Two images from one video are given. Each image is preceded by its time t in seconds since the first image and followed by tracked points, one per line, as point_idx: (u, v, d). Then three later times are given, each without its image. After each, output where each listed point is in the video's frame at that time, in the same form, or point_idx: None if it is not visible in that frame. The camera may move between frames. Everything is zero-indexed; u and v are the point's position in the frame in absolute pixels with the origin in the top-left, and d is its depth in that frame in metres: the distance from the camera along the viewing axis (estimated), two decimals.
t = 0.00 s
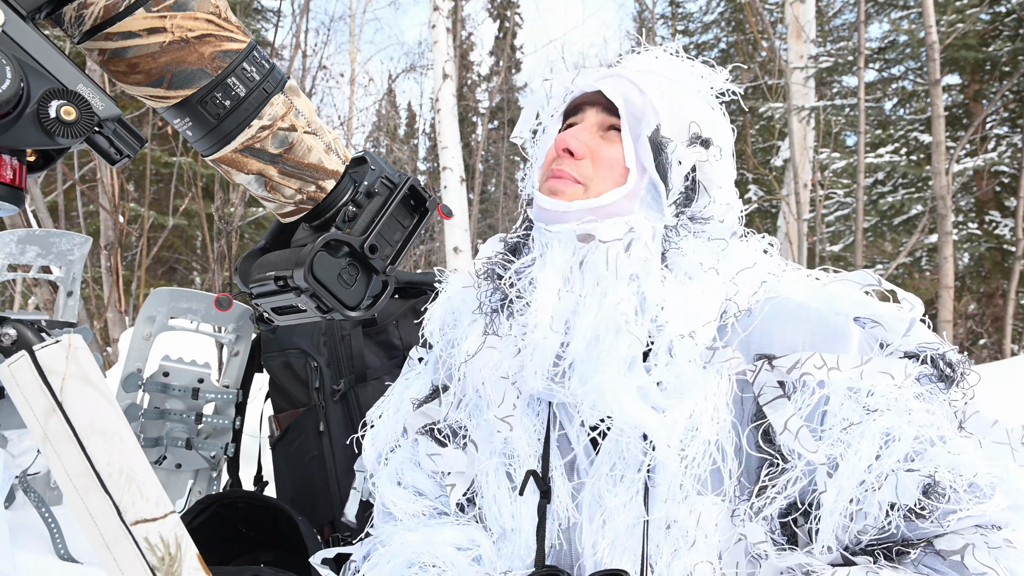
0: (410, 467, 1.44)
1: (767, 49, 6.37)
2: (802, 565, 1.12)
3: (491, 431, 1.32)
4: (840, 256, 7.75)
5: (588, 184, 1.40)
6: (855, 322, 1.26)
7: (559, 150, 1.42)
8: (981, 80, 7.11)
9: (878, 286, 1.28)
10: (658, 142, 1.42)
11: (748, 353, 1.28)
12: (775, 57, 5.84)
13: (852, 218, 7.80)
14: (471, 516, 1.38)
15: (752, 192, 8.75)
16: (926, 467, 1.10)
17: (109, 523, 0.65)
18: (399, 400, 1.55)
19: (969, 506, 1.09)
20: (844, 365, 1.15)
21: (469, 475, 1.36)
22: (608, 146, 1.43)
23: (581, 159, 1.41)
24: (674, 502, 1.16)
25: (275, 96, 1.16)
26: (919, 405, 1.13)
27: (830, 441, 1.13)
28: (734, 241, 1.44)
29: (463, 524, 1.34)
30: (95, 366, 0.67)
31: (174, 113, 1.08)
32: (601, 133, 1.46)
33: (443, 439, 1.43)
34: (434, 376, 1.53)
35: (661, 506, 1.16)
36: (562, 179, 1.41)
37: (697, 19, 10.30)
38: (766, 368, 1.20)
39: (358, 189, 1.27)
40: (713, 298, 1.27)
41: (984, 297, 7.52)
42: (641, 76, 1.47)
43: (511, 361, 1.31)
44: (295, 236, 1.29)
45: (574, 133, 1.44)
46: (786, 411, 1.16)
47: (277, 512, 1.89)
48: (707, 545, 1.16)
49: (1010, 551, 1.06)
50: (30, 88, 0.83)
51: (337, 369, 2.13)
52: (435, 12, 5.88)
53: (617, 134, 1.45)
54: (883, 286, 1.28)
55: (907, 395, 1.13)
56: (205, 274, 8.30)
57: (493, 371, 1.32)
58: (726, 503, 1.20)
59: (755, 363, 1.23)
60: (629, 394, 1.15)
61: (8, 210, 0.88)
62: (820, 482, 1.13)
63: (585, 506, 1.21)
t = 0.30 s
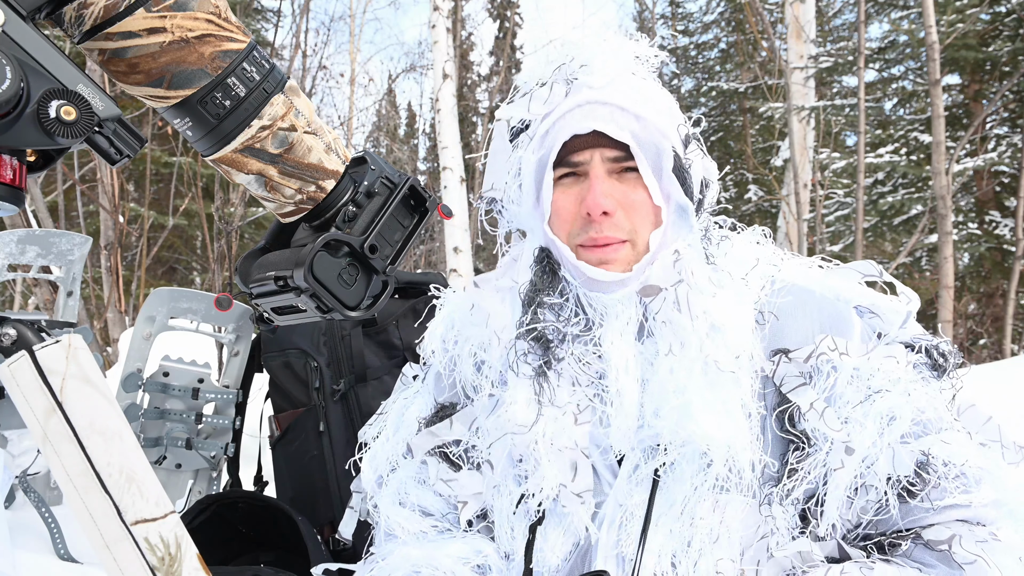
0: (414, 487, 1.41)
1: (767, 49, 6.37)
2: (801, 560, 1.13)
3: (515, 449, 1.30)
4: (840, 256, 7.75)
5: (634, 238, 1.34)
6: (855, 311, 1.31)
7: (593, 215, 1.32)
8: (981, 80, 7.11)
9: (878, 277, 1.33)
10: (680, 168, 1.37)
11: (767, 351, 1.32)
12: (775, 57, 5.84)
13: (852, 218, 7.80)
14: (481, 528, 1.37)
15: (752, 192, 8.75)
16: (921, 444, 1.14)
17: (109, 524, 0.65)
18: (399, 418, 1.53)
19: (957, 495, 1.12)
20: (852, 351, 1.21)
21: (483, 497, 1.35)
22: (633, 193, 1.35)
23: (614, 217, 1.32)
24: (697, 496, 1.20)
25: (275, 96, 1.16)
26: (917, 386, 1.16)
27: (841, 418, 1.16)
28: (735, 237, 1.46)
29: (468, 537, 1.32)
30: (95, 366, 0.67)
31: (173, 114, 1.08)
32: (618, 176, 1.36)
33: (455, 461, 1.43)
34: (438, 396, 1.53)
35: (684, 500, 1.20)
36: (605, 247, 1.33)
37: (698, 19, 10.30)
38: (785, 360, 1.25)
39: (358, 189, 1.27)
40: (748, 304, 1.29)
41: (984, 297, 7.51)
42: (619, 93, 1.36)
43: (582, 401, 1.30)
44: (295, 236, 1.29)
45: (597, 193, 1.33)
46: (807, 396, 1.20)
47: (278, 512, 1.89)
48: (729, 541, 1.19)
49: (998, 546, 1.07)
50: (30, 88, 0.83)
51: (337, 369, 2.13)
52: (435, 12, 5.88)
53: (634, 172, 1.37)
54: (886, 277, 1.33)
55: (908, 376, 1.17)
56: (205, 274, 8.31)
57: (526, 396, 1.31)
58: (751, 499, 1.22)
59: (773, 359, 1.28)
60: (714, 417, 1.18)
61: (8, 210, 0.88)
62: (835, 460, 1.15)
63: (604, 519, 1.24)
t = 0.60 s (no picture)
0: (406, 493, 1.42)
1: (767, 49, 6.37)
2: (798, 563, 1.13)
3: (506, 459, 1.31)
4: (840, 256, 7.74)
5: (629, 243, 1.34)
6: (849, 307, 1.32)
7: (589, 222, 1.31)
8: (981, 80, 7.11)
9: (871, 272, 1.34)
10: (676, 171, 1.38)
11: (757, 350, 1.32)
12: (775, 57, 5.84)
13: (852, 218, 7.81)
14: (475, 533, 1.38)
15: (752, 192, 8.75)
16: (915, 442, 1.14)
17: (109, 524, 0.65)
18: (389, 424, 1.52)
19: (954, 492, 1.12)
20: (844, 349, 1.21)
21: (475, 504, 1.36)
22: (628, 197, 1.35)
23: (611, 222, 1.32)
24: (690, 502, 1.20)
25: (275, 96, 1.16)
26: (911, 384, 1.16)
27: (833, 419, 1.16)
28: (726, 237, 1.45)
29: (463, 543, 1.34)
30: (95, 366, 0.67)
31: (174, 113, 1.08)
32: (613, 181, 1.36)
33: (446, 468, 1.42)
34: (428, 401, 1.52)
35: (679, 505, 1.20)
36: (601, 251, 1.33)
37: (698, 19, 10.30)
38: (776, 361, 1.26)
39: (358, 189, 1.27)
40: (739, 306, 1.29)
41: (984, 297, 7.51)
42: (611, 94, 1.35)
43: (571, 409, 1.31)
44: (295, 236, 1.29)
45: (592, 200, 1.32)
46: (799, 397, 1.20)
47: (278, 512, 1.89)
48: (724, 546, 1.19)
49: (995, 544, 1.07)
50: (30, 88, 0.83)
51: (337, 369, 2.13)
52: (434, 12, 5.88)
53: (628, 176, 1.36)
54: (879, 272, 1.33)
55: (900, 374, 1.17)
56: (205, 274, 8.31)
57: (512, 407, 1.31)
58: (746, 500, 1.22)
59: (764, 359, 1.28)
60: (710, 424, 1.18)
61: (8, 210, 0.88)
62: (829, 463, 1.14)
63: (597, 525, 1.23)
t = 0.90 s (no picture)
0: (401, 501, 1.42)
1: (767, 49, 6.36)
2: (796, 564, 1.13)
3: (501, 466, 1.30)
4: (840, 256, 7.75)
5: (624, 245, 1.34)
6: (841, 302, 1.33)
7: (585, 225, 1.31)
8: (981, 81, 7.11)
9: (862, 268, 1.35)
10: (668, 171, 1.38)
11: (750, 350, 1.32)
12: (775, 57, 5.84)
13: (852, 218, 7.82)
14: (470, 538, 1.39)
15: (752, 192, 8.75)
16: (910, 440, 1.14)
17: (109, 523, 0.65)
18: (381, 431, 1.52)
19: (950, 490, 1.12)
20: (836, 348, 1.21)
21: (470, 510, 1.36)
22: (621, 198, 1.35)
23: (607, 226, 1.32)
24: (686, 505, 1.20)
25: (275, 95, 1.15)
26: (905, 381, 1.17)
27: (828, 418, 1.16)
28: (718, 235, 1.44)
29: (459, 549, 1.34)
30: (95, 366, 0.67)
31: (174, 114, 1.08)
32: (605, 183, 1.36)
33: (439, 476, 1.42)
34: (418, 406, 1.52)
35: (674, 508, 1.20)
36: (596, 256, 1.34)
37: (698, 19, 10.30)
38: (768, 360, 1.25)
39: (358, 189, 1.27)
40: (732, 304, 1.29)
41: (984, 297, 7.51)
42: (598, 94, 1.36)
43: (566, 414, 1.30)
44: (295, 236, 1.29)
45: (587, 203, 1.32)
46: (791, 397, 1.20)
47: (278, 512, 1.89)
48: (721, 549, 1.18)
49: (992, 540, 1.07)
50: (30, 88, 0.83)
51: (337, 368, 2.13)
52: (434, 12, 5.88)
53: (620, 176, 1.37)
54: (869, 267, 1.34)
55: (893, 371, 1.17)
56: (205, 274, 8.31)
57: (507, 415, 1.30)
58: (742, 501, 1.22)
59: (757, 360, 1.28)
60: (706, 422, 1.18)
61: (8, 210, 0.88)
62: (823, 463, 1.14)
63: (592, 531, 1.24)
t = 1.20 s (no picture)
0: (396, 506, 1.42)
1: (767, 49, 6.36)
2: (793, 564, 1.13)
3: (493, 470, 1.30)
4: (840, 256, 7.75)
5: (616, 248, 1.32)
6: (834, 301, 1.34)
7: (577, 227, 1.30)
8: (981, 80, 7.11)
9: (857, 266, 1.34)
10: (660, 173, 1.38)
11: (744, 350, 1.33)
12: (775, 57, 5.85)
13: (852, 218, 7.82)
14: (466, 541, 1.39)
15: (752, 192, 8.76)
16: (905, 440, 1.14)
17: (109, 523, 0.65)
18: (376, 438, 1.52)
19: (946, 488, 1.12)
20: (830, 347, 1.21)
21: (465, 514, 1.36)
22: (613, 200, 1.34)
23: (598, 228, 1.31)
24: (682, 507, 1.20)
25: (275, 95, 1.15)
26: (899, 380, 1.17)
27: (823, 419, 1.16)
28: (711, 236, 1.44)
29: (455, 552, 1.34)
30: (95, 366, 0.67)
31: (174, 114, 1.08)
32: (597, 185, 1.36)
33: (434, 481, 1.42)
34: (413, 411, 1.52)
35: (669, 509, 1.21)
36: (587, 259, 1.32)
37: (698, 19, 10.31)
38: (762, 361, 1.26)
39: (358, 189, 1.27)
40: (725, 306, 1.29)
41: (984, 297, 7.51)
42: (590, 96, 1.36)
43: (557, 419, 1.30)
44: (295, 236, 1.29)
45: (579, 206, 1.31)
46: (786, 398, 1.20)
47: (277, 512, 1.89)
48: (717, 550, 1.18)
49: (988, 538, 1.07)
50: (30, 88, 0.83)
51: (337, 368, 2.13)
52: (435, 12, 5.89)
53: (612, 179, 1.36)
54: (864, 265, 1.34)
55: (886, 370, 1.17)
56: (205, 274, 8.31)
57: (499, 420, 1.30)
58: (736, 503, 1.22)
59: (751, 359, 1.29)
60: (700, 426, 1.18)
61: (8, 210, 0.88)
62: (819, 464, 1.14)
63: (588, 534, 1.24)
